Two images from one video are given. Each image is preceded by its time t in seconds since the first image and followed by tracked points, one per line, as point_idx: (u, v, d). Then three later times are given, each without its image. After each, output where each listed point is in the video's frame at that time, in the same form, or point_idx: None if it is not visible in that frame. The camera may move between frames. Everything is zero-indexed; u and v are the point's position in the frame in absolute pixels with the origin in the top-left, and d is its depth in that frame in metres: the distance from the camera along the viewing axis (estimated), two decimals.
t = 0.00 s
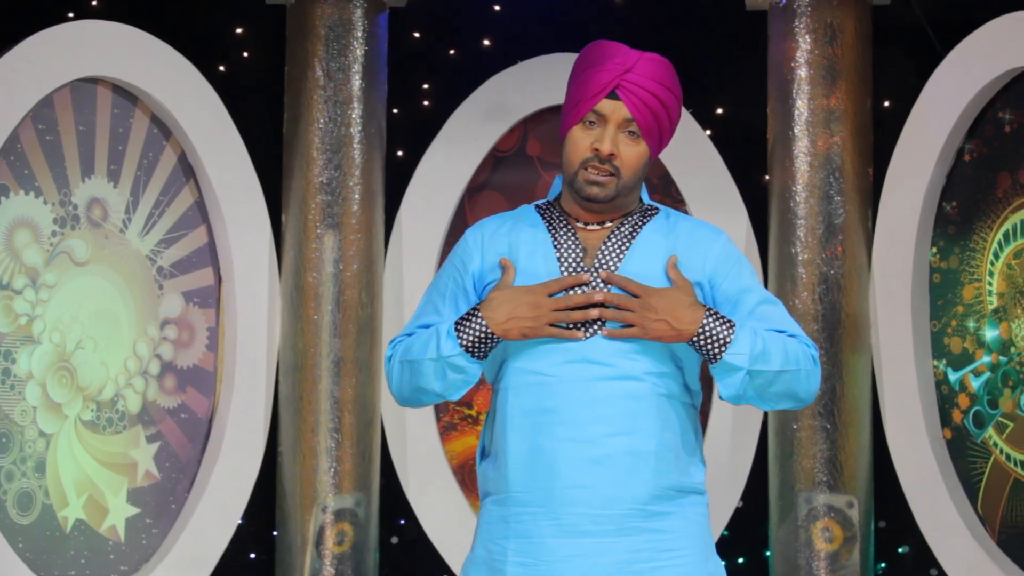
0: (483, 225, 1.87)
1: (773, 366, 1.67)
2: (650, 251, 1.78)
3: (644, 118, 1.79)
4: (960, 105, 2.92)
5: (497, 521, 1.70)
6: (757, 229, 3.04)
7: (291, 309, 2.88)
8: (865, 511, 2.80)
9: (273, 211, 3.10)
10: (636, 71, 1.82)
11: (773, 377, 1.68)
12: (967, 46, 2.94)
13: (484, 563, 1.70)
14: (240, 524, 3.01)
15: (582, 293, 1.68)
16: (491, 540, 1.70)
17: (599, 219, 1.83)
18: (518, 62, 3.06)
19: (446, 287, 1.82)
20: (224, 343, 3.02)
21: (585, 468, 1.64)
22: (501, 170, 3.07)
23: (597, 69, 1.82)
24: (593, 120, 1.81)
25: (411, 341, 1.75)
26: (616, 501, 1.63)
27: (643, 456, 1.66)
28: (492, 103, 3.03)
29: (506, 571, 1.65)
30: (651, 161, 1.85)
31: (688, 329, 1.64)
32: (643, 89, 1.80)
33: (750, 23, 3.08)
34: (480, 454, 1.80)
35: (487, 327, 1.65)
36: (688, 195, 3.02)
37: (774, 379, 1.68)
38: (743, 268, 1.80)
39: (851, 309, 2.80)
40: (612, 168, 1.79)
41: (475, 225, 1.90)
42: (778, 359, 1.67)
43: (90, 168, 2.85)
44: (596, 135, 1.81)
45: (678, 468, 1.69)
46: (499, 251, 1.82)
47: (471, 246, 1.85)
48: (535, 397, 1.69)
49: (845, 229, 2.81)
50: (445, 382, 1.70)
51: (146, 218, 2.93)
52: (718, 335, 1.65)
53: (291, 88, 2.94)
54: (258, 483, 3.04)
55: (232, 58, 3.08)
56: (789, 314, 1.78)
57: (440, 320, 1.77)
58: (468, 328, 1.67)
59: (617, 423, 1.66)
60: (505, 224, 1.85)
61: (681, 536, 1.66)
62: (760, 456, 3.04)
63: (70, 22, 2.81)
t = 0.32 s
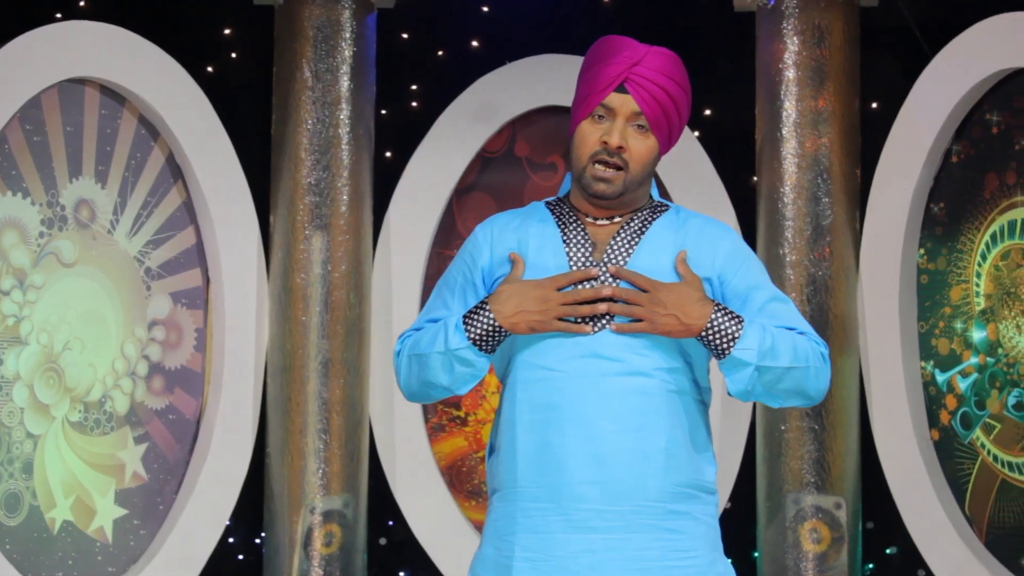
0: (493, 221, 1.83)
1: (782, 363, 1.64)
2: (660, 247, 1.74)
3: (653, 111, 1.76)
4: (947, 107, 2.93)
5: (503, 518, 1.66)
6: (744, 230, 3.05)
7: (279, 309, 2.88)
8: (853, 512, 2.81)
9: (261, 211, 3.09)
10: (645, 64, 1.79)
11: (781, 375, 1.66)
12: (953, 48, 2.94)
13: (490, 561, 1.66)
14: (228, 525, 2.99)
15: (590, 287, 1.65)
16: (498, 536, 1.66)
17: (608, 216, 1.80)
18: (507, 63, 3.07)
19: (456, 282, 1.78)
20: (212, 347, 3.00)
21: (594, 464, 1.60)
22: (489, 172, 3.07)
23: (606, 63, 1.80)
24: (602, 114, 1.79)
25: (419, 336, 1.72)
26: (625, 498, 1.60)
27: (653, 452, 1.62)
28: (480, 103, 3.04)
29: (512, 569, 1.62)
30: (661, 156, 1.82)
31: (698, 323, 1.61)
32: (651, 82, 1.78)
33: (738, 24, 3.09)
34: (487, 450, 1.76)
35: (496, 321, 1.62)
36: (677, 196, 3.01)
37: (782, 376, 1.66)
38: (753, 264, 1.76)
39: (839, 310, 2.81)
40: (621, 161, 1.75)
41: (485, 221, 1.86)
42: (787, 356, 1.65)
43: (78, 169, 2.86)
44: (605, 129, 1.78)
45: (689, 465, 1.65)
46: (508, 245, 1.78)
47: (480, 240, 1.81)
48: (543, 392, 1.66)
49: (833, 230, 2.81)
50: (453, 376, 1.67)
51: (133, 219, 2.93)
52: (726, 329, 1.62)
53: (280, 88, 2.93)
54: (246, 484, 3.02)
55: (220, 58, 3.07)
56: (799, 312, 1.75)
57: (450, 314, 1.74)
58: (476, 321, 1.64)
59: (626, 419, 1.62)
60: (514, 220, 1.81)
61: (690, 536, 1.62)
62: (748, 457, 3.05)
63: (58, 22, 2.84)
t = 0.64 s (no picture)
0: (504, 221, 1.84)
1: (795, 365, 1.67)
2: (672, 247, 1.76)
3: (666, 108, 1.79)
4: (935, 108, 2.93)
5: (514, 516, 1.68)
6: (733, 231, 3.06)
7: (268, 310, 2.88)
8: (841, 512, 2.81)
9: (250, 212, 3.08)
10: (657, 63, 1.82)
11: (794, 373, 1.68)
12: (940, 50, 2.95)
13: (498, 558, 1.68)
14: (217, 526, 2.97)
15: (604, 288, 1.67)
16: (508, 533, 1.68)
17: (620, 214, 1.81)
18: (495, 64, 3.07)
19: (468, 284, 1.79)
20: (201, 348, 3.00)
21: (608, 464, 1.63)
22: (478, 173, 3.07)
23: (618, 61, 1.83)
24: (614, 111, 1.81)
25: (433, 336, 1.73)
26: (637, 498, 1.63)
27: (665, 454, 1.65)
28: (469, 104, 3.04)
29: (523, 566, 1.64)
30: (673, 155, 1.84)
31: (711, 325, 1.63)
32: (663, 80, 1.80)
33: (727, 25, 3.09)
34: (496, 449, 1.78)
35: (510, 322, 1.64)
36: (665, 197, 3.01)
37: (795, 377, 1.68)
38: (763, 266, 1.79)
39: (828, 311, 2.81)
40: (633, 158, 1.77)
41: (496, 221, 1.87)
42: (799, 358, 1.67)
43: (66, 169, 2.87)
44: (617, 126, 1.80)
45: (698, 467, 1.68)
46: (521, 247, 1.79)
47: (492, 242, 1.82)
48: (557, 392, 1.68)
49: (822, 231, 2.82)
50: (467, 378, 1.68)
51: (121, 220, 2.93)
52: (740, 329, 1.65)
53: (268, 88, 2.93)
54: (234, 483, 3.00)
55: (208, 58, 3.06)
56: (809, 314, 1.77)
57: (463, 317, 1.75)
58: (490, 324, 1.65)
59: (640, 420, 1.65)
60: (526, 221, 1.82)
61: (697, 537, 1.66)
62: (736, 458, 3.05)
63: (46, 22, 2.85)
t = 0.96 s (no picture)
0: (509, 224, 1.72)
1: (791, 439, 1.50)
2: (677, 248, 1.65)
3: (673, 105, 1.72)
4: (924, 111, 2.94)
5: (514, 519, 1.54)
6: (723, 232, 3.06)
7: (257, 311, 2.87)
8: (831, 514, 2.81)
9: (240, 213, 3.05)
10: (664, 60, 1.76)
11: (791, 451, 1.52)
12: (930, 51, 2.95)
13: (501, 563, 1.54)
14: (206, 528, 2.95)
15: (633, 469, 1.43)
16: (512, 536, 1.54)
17: (626, 215, 1.74)
18: (485, 66, 3.07)
19: (479, 289, 1.65)
20: (190, 349, 2.98)
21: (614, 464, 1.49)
22: (468, 174, 3.07)
23: (625, 58, 1.77)
24: (621, 108, 1.75)
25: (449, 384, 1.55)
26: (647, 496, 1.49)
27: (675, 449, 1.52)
28: (459, 106, 3.04)
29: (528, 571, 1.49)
30: (679, 154, 1.77)
31: (716, 482, 1.41)
32: (670, 77, 1.74)
33: (717, 25, 3.09)
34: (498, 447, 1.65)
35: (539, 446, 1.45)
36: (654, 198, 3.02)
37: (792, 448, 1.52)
38: (761, 270, 1.66)
39: (818, 313, 2.81)
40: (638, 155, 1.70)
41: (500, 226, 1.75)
42: (795, 433, 1.51)
43: (55, 169, 2.89)
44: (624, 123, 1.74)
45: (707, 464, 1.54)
46: (529, 251, 1.67)
47: (497, 245, 1.70)
48: (564, 388, 1.54)
49: (812, 233, 2.82)
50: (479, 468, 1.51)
51: (111, 221, 2.94)
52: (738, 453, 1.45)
53: (258, 89, 2.93)
54: (224, 485, 2.98)
55: (197, 59, 3.05)
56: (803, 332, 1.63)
57: (481, 341, 1.59)
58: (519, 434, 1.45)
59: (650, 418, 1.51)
60: (533, 223, 1.71)
61: (706, 540, 1.51)
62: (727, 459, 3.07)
63: (35, 22, 2.89)
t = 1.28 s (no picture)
0: (507, 225, 1.70)
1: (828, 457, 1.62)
2: (675, 246, 1.64)
3: (664, 94, 1.72)
4: (912, 112, 2.95)
5: (513, 516, 1.55)
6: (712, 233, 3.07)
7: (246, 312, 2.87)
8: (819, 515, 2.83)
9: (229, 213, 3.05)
10: (649, 51, 1.76)
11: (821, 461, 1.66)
12: (919, 52, 2.95)
13: (500, 558, 1.54)
14: (195, 529, 2.94)
15: None
16: (511, 533, 1.54)
17: (622, 211, 1.73)
18: (473, 66, 3.07)
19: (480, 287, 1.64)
20: (179, 350, 2.97)
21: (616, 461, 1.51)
22: (457, 175, 3.06)
23: (611, 52, 1.76)
24: (613, 100, 1.74)
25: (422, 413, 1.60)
26: (647, 491, 1.51)
27: (673, 447, 1.53)
28: (448, 106, 3.05)
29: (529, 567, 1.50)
30: (671, 142, 1.77)
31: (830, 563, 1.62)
32: (659, 66, 1.74)
33: (706, 25, 3.09)
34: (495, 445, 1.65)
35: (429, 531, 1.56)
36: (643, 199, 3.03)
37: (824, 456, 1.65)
38: (751, 267, 1.68)
39: (806, 313, 2.81)
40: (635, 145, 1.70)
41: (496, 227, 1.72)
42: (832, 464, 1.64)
43: (43, 170, 2.90)
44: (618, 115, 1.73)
45: (703, 461, 1.55)
46: (527, 250, 1.64)
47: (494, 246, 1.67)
48: (566, 388, 1.55)
49: (800, 233, 2.82)
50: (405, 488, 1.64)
51: (99, 222, 2.94)
52: (835, 527, 1.59)
53: (247, 90, 2.92)
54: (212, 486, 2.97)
55: (187, 59, 3.05)
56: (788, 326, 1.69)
57: (465, 357, 1.61)
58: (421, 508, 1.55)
59: (649, 415, 1.53)
60: (530, 222, 1.69)
61: (705, 535, 1.53)
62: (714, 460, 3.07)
63: (23, 22, 2.90)
